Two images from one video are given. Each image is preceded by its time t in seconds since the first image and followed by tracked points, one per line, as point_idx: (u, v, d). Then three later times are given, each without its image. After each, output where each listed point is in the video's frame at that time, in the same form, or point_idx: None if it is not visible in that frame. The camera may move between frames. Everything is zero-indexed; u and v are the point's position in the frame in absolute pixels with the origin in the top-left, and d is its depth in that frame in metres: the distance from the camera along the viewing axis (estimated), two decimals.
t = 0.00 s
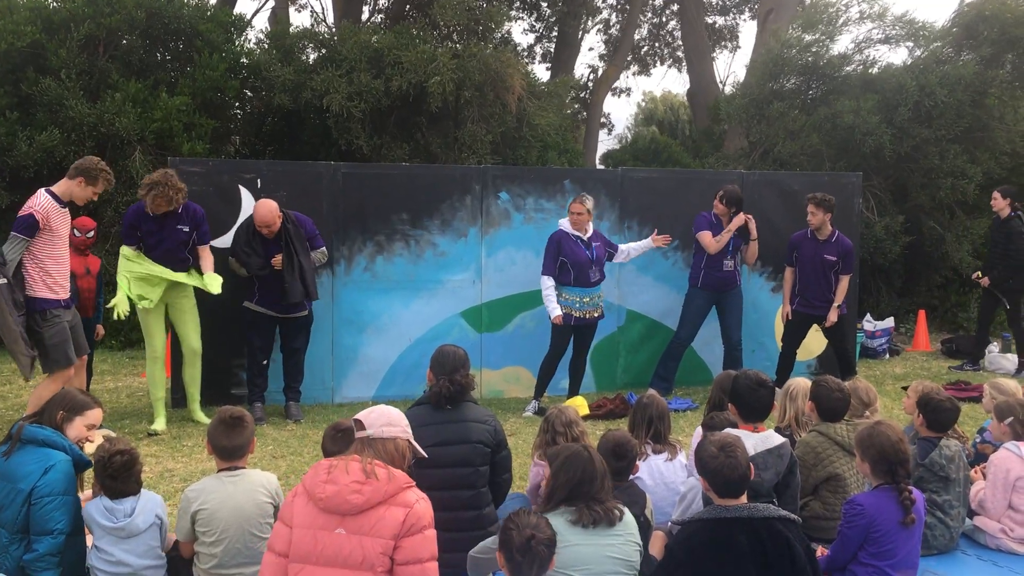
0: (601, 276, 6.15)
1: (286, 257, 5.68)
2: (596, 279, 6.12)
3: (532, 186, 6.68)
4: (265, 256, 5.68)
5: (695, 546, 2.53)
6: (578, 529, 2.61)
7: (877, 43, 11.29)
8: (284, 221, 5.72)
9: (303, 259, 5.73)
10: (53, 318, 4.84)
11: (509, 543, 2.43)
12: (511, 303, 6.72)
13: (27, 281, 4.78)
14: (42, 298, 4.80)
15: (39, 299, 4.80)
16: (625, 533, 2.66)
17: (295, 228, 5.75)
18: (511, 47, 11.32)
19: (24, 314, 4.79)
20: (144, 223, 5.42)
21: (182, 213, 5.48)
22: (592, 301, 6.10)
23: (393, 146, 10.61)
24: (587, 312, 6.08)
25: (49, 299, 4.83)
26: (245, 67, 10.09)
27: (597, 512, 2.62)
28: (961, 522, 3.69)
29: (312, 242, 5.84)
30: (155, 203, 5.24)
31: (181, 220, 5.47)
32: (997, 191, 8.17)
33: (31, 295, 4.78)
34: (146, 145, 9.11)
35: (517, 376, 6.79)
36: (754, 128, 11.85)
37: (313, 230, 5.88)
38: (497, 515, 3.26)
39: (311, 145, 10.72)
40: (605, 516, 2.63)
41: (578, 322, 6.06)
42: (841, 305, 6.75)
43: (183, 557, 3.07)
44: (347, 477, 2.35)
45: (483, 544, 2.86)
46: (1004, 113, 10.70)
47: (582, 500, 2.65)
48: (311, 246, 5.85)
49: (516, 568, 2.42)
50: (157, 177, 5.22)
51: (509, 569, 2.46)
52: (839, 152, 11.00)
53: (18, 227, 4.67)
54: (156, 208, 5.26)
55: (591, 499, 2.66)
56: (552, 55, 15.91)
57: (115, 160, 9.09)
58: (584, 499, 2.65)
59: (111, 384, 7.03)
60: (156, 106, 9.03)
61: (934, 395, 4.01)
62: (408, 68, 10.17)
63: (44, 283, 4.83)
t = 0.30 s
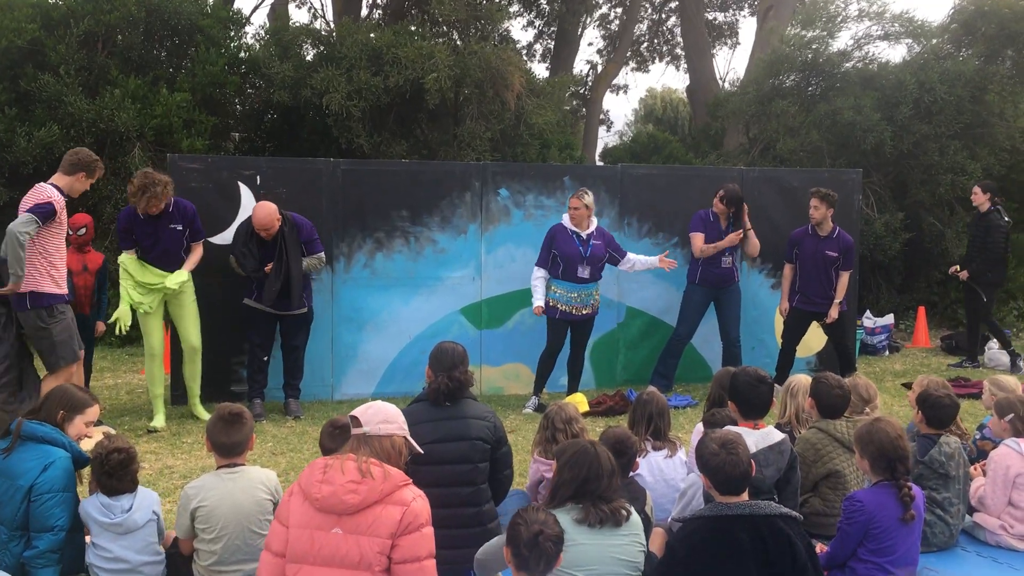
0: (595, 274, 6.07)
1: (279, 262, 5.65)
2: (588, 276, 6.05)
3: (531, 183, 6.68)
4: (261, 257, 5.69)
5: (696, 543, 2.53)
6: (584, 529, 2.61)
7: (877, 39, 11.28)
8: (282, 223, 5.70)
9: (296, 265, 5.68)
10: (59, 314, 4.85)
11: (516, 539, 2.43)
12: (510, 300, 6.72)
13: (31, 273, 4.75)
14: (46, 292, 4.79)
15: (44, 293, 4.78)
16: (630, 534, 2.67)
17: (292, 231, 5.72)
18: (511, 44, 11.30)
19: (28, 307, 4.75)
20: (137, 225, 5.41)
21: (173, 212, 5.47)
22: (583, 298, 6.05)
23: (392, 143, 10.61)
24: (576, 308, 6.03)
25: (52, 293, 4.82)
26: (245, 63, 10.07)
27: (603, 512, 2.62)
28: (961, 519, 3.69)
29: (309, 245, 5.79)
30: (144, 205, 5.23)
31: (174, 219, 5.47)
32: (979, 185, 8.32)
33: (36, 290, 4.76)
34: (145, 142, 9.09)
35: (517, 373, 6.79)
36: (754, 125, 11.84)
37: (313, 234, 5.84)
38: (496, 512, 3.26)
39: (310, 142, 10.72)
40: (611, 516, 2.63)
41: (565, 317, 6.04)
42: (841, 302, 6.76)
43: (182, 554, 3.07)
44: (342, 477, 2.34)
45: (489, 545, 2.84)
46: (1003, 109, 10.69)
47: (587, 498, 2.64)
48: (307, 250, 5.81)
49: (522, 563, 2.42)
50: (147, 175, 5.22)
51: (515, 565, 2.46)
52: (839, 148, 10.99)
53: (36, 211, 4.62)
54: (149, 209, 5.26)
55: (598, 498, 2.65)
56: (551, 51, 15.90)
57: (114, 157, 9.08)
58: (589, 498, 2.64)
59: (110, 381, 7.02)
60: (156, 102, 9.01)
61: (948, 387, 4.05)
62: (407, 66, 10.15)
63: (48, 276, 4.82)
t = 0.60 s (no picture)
0: (587, 275, 6.05)
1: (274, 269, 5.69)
2: (578, 276, 6.03)
3: (532, 181, 6.67)
4: (258, 260, 5.72)
5: (697, 541, 2.54)
6: (588, 529, 2.61)
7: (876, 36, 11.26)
8: (280, 229, 5.67)
9: (286, 274, 5.68)
10: (56, 313, 4.81)
11: (524, 535, 2.43)
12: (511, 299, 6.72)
13: (34, 274, 4.75)
14: (47, 292, 4.78)
15: (46, 293, 4.77)
16: (634, 536, 2.68)
17: (289, 237, 5.68)
18: (511, 42, 11.30)
19: (27, 307, 4.71)
20: (142, 221, 5.40)
21: (179, 208, 5.47)
22: (573, 297, 6.03)
23: (392, 142, 10.62)
24: (565, 307, 6.02)
25: (54, 294, 4.82)
26: (244, 61, 10.06)
27: (607, 513, 2.62)
28: (961, 518, 3.69)
29: (302, 253, 5.72)
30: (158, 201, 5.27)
31: (180, 215, 5.48)
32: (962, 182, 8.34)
33: (37, 290, 4.74)
34: (145, 140, 9.08)
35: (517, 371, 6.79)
36: (754, 123, 11.85)
37: (310, 240, 5.76)
38: (496, 510, 3.26)
39: (310, 140, 10.72)
40: (615, 517, 2.64)
41: (552, 315, 6.04)
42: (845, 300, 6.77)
43: (182, 553, 3.07)
44: (336, 483, 2.32)
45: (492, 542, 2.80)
46: (1004, 106, 10.68)
47: (590, 497, 2.64)
48: (302, 259, 5.74)
49: (529, 559, 2.42)
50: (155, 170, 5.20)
51: (522, 562, 2.46)
52: (839, 146, 10.98)
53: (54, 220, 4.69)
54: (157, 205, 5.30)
55: (601, 500, 2.65)
56: (551, 49, 15.90)
57: (115, 155, 9.08)
58: (593, 497, 2.64)
59: (111, 379, 7.03)
60: (156, 100, 9.00)
61: (954, 389, 4.06)
62: (406, 65, 10.14)
63: (48, 278, 4.82)
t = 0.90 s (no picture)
0: (559, 277, 5.94)
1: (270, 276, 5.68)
2: (548, 276, 5.92)
3: (532, 180, 6.67)
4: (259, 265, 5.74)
5: (696, 540, 2.54)
6: (596, 532, 2.62)
7: (876, 35, 11.25)
8: (279, 234, 5.68)
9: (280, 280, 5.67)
10: (44, 312, 4.81)
11: (529, 532, 2.42)
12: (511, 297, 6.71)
13: (23, 274, 4.75)
14: (35, 293, 4.79)
15: (33, 294, 4.78)
16: (640, 540, 2.68)
17: (287, 242, 5.69)
18: (511, 40, 11.30)
19: (12, 306, 4.72)
20: (159, 219, 5.36)
21: (191, 205, 5.49)
22: (547, 298, 5.96)
23: (393, 141, 10.64)
24: (540, 308, 5.96)
25: (42, 294, 4.84)
26: (245, 60, 10.07)
27: (615, 516, 2.63)
28: (962, 517, 3.69)
29: (297, 256, 5.72)
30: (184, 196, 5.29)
31: (191, 212, 5.49)
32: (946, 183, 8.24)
33: (24, 290, 4.75)
34: (146, 139, 9.08)
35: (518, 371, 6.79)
36: (754, 122, 11.84)
37: (307, 245, 5.78)
38: (496, 509, 3.26)
39: (310, 139, 10.73)
40: (623, 520, 2.64)
41: (533, 317, 5.98)
42: (847, 299, 6.76)
43: (182, 552, 3.07)
44: (327, 490, 2.31)
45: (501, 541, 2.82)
46: (1004, 105, 10.67)
47: (593, 497, 2.64)
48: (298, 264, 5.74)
49: (535, 555, 2.42)
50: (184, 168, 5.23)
51: (527, 560, 2.45)
52: (839, 145, 10.98)
53: (41, 226, 4.68)
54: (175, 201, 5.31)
55: (603, 498, 2.65)
56: (551, 48, 15.90)
57: (115, 154, 9.09)
58: (601, 498, 2.63)
59: (112, 378, 7.03)
60: (156, 99, 8.99)
61: (958, 391, 4.07)
62: (406, 64, 10.14)
63: (35, 278, 4.82)
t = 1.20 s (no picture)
0: (536, 273, 5.79)
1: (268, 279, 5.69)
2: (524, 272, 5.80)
3: (532, 179, 6.66)
4: (259, 269, 5.74)
5: (697, 539, 2.54)
6: (606, 536, 2.64)
7: (876, 33, 11.24)
8: (279, 236, 5.67)
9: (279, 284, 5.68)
10: (34, 308, 4.81)
11: (533, 532, 2.42)
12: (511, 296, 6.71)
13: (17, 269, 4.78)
14: (26, 288, 4.79)
15: (24, 289, 4.79)
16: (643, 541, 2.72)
17: (286, 245, 5.69)
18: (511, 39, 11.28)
19: (5, 301, 4.77)
20: (169, 218, 5.39)
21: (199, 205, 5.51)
22: (525, 294, 5.82)
23: (393, 139, 10.64)
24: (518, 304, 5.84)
25: (35, 291, 4.82)
26: (245, 60, 10.06)
27: (625, 519, 2.64)
28: (962, 515, 3.69)
29: (297, 259, 5.73)
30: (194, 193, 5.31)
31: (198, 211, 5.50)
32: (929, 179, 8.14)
33: (15, 285, 4.77)
34: (145, 138, 9.09)
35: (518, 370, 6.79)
36: (754, 120, 11.83)
37: (306, 247, 5.77)
38: (497, 507, 3.26)
39: (310, 138, 10.72)
40: (631, 523, 2.66)
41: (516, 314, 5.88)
42: (846, 296, 6.76)
43: (183, 551, 3.07)
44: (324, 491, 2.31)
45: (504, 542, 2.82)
46: (1004, 102, 10.65)
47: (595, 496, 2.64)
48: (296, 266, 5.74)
49: (540, 555, 2.41)
50: (194, 168, 5.25)
51: (531, 559, 2.45)
52: (839, 143, 10.97)
53: (23, 226, 4.68)
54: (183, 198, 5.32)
55: (603, 496, 2.65)
56: (552, 47, 15.90)
57: (115, 153, 9.08)
58: (612, 499, 2.64)
59: (113, 377, 7.04)
60: (156, 98, 8.98)
61: (959, 389, 4.05)
62: (407, 61, 10.14)
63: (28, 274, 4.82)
